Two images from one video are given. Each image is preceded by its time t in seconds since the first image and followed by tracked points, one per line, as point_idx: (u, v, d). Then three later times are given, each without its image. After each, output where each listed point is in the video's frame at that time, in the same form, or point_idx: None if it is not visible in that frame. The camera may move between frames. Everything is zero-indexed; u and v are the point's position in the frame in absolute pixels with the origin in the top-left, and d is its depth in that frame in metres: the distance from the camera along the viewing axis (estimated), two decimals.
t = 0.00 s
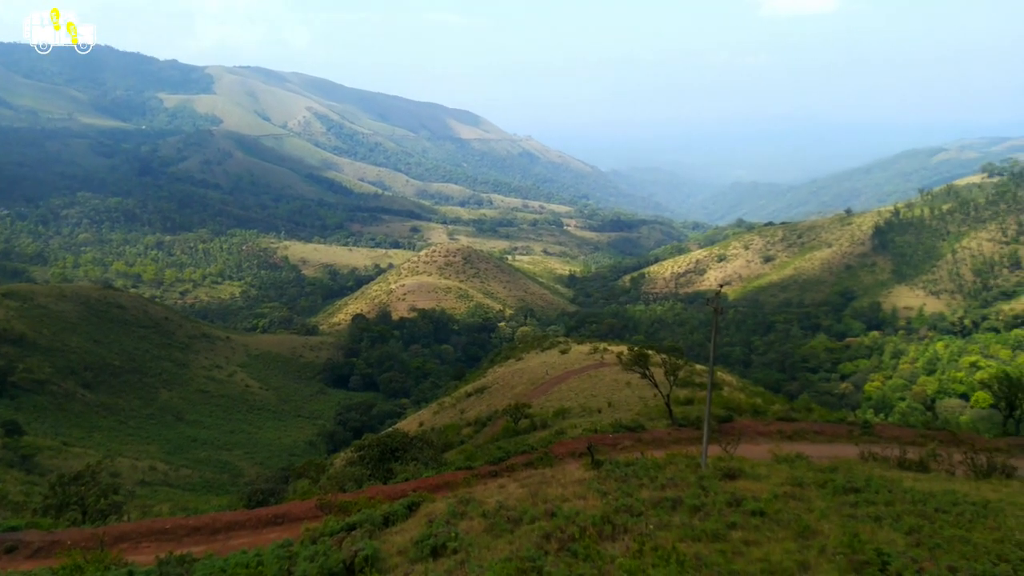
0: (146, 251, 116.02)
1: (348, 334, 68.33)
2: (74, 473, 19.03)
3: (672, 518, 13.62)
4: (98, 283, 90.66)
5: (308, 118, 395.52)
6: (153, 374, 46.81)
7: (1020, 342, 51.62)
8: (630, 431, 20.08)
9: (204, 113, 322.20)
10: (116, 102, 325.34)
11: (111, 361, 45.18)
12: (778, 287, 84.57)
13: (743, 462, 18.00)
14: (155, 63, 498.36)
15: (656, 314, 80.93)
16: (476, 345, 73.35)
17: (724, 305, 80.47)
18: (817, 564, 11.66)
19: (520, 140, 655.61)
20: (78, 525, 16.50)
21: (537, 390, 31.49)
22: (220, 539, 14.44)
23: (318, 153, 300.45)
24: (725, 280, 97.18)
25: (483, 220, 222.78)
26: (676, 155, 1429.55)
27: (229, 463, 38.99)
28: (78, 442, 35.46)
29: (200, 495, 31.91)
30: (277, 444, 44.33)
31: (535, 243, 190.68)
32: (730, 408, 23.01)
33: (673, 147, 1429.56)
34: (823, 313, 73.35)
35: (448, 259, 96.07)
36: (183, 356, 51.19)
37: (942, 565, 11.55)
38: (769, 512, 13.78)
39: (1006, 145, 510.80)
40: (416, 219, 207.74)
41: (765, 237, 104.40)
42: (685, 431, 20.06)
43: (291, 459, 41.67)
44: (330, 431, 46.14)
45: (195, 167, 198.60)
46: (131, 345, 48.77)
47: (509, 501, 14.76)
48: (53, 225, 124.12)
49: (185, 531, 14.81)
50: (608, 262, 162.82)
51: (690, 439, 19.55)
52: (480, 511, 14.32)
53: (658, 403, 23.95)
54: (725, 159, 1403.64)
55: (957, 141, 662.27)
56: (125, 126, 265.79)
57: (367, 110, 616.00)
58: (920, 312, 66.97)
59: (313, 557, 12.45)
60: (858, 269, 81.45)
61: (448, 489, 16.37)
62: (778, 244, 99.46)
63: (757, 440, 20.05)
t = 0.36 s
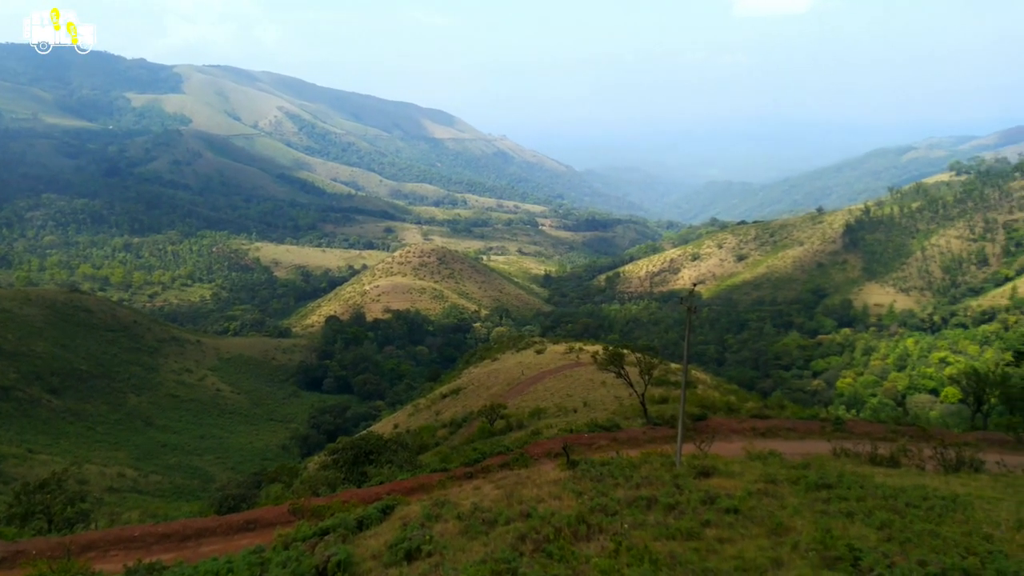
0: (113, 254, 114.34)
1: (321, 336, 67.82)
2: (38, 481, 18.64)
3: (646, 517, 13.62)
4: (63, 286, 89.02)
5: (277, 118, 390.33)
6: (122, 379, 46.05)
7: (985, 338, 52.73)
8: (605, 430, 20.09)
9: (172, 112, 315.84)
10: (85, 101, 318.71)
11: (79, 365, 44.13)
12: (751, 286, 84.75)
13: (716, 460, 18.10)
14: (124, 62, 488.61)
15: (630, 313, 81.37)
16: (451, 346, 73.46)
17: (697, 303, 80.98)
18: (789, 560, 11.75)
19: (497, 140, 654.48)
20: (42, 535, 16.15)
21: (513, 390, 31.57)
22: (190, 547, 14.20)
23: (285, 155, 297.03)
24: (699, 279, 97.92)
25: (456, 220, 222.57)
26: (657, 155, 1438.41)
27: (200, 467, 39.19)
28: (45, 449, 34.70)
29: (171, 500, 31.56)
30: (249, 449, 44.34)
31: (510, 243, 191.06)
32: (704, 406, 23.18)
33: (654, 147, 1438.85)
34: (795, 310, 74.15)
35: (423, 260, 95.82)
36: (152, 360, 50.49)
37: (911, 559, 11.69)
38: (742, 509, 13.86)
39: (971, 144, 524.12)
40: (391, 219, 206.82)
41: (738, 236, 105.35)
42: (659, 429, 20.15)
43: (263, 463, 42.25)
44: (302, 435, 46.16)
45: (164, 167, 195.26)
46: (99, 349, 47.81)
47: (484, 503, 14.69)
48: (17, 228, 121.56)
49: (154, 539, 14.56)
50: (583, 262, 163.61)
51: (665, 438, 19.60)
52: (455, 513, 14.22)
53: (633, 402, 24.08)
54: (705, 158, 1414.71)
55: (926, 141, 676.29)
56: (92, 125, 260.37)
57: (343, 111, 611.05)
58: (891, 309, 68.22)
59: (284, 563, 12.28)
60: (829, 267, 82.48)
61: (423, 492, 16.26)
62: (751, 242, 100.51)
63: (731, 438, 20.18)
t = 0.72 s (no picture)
0: (73, 258, 112.14)
1: (289, 339, 67.08)
2: None
3: (616, 516, 13.64)
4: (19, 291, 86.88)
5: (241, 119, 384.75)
6: (83, 386, 44.91)
7: (948, 333, 53.90)
8: (576, 430, 20.12)
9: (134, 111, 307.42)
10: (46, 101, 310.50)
11: (37, 372, 42.84)
12: (719, 284, 85.22)
13: (685, 458, 18.22)
14: (84, 62, 476.29)
15: (601, 313, 81.82)
16: (422, 347, 73.30)
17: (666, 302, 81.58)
18: (757, 557, 11.88)
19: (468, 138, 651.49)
20: None
21: (483, 391, 31.65)
22: (154, 556, 13.94)
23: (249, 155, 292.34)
24: (668, 277, 98.68)
25: (425, 220, 222.18)
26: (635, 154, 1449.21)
27: (164, 475, 38.66)
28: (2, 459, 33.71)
29: (135, 509, 31.12)
30: (214, 455, 44.01)
31: (479, 243, 191.15)
32: (673, 405, 23.34)
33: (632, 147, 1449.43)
34: (763, 308, 75.13)
35: (393, 260, 95.36)
36: (113, 366, 49.54)
37: (877, 553, 11.86)
38: (711, 507, 13.92)
39: (933, 142, 538.42)
40: (359, 220, 205.41)
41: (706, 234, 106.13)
42: (630, 428, 20.25)
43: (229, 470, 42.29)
44: (269, 441, 46.14)
45: (125, 168, 190.84)
46: (57, 356, 46.42)
47: (454, 506, 14.57)
48: None
49: (116, 549, 14.25)
50: (553, 261, 164.21)
51: (635, 437, 19.67)
52: (424, 517, 14.12)
53: (603, 402, 24.20)
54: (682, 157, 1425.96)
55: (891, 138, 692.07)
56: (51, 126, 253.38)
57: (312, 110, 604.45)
58: (855, 306, 69.35)
59: (249, 572, 12.10)
60: (796, 265, 83.65)
61: (393, 496, 16.15)
62: (719, 241, 101.44)
63: (700, 435, 20.34)
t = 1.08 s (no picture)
0: (39, 260, 110.25)
1: (261, 342, 66.89)
2: None
3: (592, 517, 13.61)
4: None
5: (210, 119, 379.23)
6: (50, 391, 43.56)
7: (919, 330, 54.72)
8: (551, 431, 20.09)
9: (103, 112, 300.59)
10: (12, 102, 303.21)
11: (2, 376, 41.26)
12: (692, 283, 86.38)
13: (660, 457, 18.26)
14: (50, 61, 465.62)
15: (576, 313, 82.21)
16: (396, 349, 73.13)
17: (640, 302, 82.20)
18: (732, 556, 11.93)
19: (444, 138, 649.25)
20: None
21: (457, 392, 31.60)
22: (123, 564, 13.66)
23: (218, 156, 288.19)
24: (642, 277, 99.51)
25: (399, 222, 222.13)
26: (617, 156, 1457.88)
27: (134, 482, 38.11)
28: None
29: (104, 516, 30.62)
30: (185, 460, 43.86)
31: (454, 243, 191.42)
32: (648, 405, 23.44)
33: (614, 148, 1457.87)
34: (736, 307, 75.79)
35: (366, 261, 94.98)
36: (81, 369, 48.70)
37: (850, 551, 11.96)
38: (686, 506, 13.96)
39: (901, 143, 550.73)
40: (329, 221, 204.97)
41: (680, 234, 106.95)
42: (605, 428, 20.29)
43: (200, 475, 41.97)
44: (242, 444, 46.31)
45: (92, 169, 187.03)
46: (23, 360, 44.55)
47: (429, 509, 14.46)
48: None
49: (84, 557, 13.93)
50: (527, 262, 164.91)
51: (610, 437, 19.69)
52: (399, 521, 14.00)
53: (579, 402, 24.26)
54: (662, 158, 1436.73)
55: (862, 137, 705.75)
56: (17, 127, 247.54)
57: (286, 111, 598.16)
58: (826, 305, 69.92)
59: None
60: (768, 264, 84.60)
61: (368, 500, 16.00)
62: (692, 240, 102.27)
63: (675, 434, 20.40)
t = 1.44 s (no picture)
0: None
1: (229, 346, 66.46)
2: None
3: (565, 518, 13.58)
4: None
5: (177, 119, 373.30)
6: (12, 398, 42.33)
7: (885, 329, 55.81)
8: (524, 432, 20.04)
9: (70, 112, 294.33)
10: None
11: None
12: (664, 283, 87.35)
13: (633, 457, 18.28)
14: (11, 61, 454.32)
15: (548, 313, 82.63)
16: (368, 351, 73.01)
17: (612, 303, 82.89)
18: (705, 554, 11.97)
19: (416, 138, 646.68)
20: None
21: (429, 394, 31.55)
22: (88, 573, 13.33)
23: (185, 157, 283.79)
24: (614, 277, 100.60)
25: (369, 224, 221.74)
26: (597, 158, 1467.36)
27: (100, 489, 37.39)
28: None
29: (68, 524, 30.04)
30: (153, 467, 43.36)
31: (426, 244, 191.57)
32: (620, 405, 23.56)
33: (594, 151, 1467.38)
34: (706, 306, 76.33)
35: (337, 263, 94.75)
36: (45, 375, 47.72)
37: (820, 548, 12.08)
38: (659, 505, 13.97)
39: (864, 143, 565.14)
40: (299, 222, 203.63)
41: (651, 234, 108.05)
42: (577, 428, 20.33)
43: (168, 482, 41.27)
44: (210, 451, 46.22)
45: (56, 171, 183.05)
46: None
47: (402, 512, 14.36)
48: None
49: (47, 567, 13.56)
50: (500, 262, 165.80)
51: (584, 437, 19.70)
52: (371, 525, 13.85)
53: (551, 403, 24.34)
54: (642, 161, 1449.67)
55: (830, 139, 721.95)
56: None
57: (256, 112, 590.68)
58: (794, 303, 70.80)
59: None
60: (737, 264, 85.63)
61: (340, 505, 15.90)
62: (662, 240, 103.31)
63: (648, 434, 20.47)
